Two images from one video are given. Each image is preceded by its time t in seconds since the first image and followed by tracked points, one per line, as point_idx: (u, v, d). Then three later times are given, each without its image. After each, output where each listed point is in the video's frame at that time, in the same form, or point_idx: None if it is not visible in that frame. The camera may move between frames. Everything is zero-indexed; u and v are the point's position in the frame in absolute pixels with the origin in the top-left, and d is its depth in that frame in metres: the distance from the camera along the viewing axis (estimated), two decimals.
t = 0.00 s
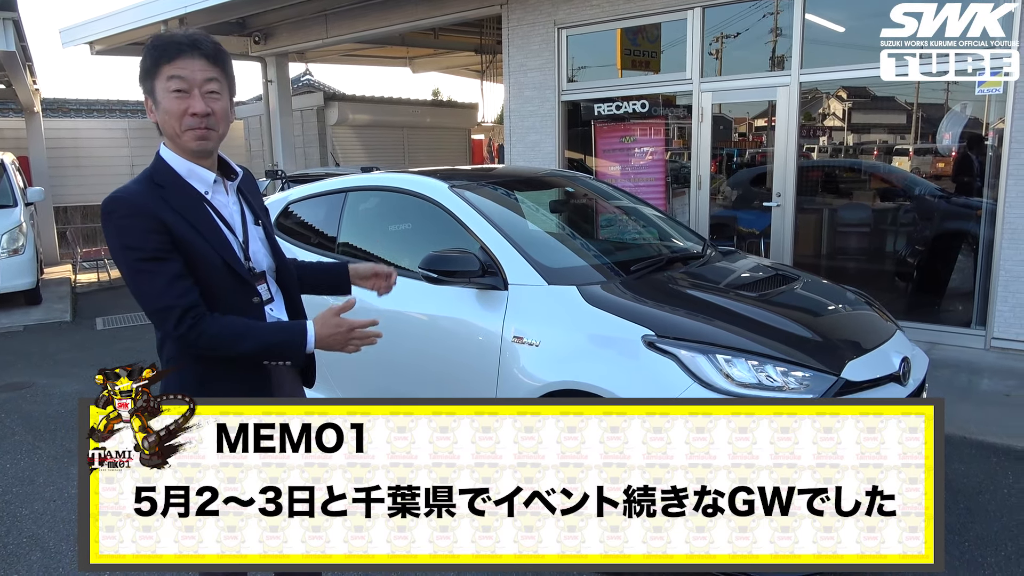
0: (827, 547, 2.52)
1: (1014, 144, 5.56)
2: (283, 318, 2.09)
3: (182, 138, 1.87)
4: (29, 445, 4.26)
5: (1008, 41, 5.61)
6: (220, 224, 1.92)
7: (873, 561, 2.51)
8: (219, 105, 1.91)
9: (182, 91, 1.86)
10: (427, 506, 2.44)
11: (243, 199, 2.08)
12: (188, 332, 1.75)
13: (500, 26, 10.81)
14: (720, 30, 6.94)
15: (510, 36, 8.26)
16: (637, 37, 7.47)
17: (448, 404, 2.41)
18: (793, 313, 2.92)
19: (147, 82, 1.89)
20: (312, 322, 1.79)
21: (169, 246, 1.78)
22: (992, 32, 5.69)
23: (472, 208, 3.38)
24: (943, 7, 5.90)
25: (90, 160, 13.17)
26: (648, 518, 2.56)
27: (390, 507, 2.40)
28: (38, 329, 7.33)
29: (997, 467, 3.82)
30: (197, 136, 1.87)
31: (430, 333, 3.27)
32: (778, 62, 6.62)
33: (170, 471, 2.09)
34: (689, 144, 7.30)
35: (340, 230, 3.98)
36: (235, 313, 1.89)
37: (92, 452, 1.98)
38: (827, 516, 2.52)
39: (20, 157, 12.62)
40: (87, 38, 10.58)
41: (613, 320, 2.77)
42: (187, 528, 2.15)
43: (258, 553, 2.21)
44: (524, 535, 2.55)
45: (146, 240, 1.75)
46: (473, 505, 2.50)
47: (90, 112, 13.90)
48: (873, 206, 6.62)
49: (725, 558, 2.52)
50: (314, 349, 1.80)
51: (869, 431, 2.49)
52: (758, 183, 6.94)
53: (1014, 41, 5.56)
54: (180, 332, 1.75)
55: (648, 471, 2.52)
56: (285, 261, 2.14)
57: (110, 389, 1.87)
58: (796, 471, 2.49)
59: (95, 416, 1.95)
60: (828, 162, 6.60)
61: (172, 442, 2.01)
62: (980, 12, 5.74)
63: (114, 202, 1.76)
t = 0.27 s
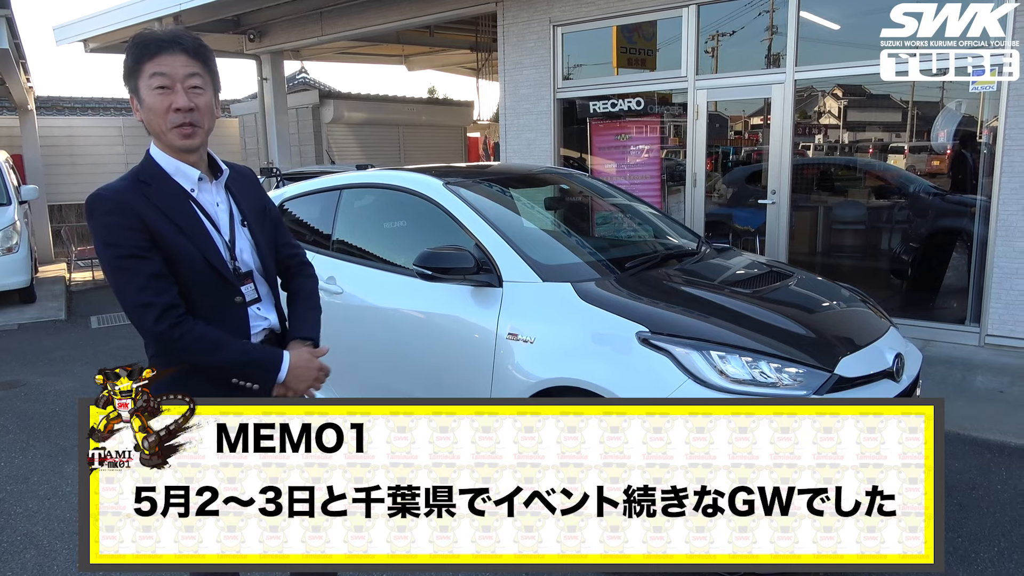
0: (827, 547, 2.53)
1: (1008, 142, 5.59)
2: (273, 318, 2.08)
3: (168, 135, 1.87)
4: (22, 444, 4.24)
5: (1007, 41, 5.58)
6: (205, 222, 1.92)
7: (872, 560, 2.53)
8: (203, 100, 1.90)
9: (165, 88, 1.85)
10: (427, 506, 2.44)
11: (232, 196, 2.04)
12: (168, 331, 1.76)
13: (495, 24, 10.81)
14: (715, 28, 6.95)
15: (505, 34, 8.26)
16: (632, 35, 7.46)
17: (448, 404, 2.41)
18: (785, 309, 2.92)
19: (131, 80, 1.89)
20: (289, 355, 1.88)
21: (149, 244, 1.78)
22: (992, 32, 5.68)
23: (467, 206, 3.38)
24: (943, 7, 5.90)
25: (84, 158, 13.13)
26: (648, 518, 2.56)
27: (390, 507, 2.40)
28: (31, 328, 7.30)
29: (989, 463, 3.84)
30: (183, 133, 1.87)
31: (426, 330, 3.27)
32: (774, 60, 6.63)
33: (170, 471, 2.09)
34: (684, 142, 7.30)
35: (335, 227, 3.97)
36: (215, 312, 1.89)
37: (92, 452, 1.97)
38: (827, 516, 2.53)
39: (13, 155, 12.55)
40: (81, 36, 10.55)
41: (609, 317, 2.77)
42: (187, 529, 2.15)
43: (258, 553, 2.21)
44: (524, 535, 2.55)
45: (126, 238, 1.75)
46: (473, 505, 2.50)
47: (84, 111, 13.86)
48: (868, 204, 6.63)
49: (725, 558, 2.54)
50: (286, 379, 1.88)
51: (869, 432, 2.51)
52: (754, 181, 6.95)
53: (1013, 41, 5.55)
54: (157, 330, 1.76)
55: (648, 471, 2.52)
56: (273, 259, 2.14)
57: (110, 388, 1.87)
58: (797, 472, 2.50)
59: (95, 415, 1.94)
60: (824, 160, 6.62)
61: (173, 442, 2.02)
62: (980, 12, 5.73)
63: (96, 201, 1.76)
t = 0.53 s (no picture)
0: (825, 546, 2.57)
1: (1007, 142, 5.60)
2: (268, 323, 2.09)
3: (177, 135, 1.90)
4: (21, 444, 4.24)
5: (1008, 41, 5.56)
6: (205, 221, 1.95)
7: (865, 558, 2.69)
8: (209, 98, 1.93)
9: (171, 87, 1.88)
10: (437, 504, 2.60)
11: (239, 196, 2.05)
12: (145, 336, 1.82)
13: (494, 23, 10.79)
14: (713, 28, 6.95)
15: (504, 33, 8.26)
16: (631, 34, 7.46)
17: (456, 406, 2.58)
18: (785, 310, 2.92)
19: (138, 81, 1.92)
20: (258, 386, 1.97)
21: (139, 246, 1.83)
22: (992, 32, 5.66)
23: (465, 205, 3.38)
24: (943, 7, 5.87)
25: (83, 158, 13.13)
26: (648, 518, 2.66)
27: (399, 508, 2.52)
28: (31, 328, 7.30)
29: (987, 462, 3.85)
30: (190, 132, 1.91)
31: (425, 330, 3.27)
32: (772, 60, 6.63)
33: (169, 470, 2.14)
34: (683, 142, 7.31)
35: (333, 226, 3.97)
36: (202, 317, 1.93)
37: (94, 451, 2.06)
38: (826, 516, 2.53)
39: (12, 155, 12.55)
40: (79, 36, 10.54)
41: (610, 318, 2.77)
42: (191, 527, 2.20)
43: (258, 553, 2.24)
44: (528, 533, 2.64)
45: (115, 240, 1.81)
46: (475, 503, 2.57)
47: (83, 110, 13.84)
48: (867, 204, 6.64)
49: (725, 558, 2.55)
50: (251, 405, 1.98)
51: (870, 432, 2.56)
52: (752, 181, 6.96)
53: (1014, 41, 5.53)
54: (137, 334, 1.81)
55: (648, 471, 2.58)
56: (280, 263, 2.14)
57: (109, 387, 1.90)
58: (796, 471, 2.47)
59: (96, 415, 1.99)
60: (822, 160, 6.63)
61: (172, 442, 1.99)
62: (980, 12, 5.70)
63: (96, 199, 1.82)
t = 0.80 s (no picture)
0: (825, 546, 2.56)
1: (1013, 139, 5.58)
2: (295, 325, 2.09)
3: (214, 132, 1.96)
4: (27, 445, 4.25)
5: (1008, 41, 5.61)
6: (235, 217, 1.99)
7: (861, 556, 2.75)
8: (247, 97, 1.99)
9: (210, 86, 1.95)
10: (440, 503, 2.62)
11: (271, 194, 2.07)
12: (171, 327, 1.85)
13: (498, 23, 10.79)
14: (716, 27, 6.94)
15: (507, 33, 8.25)
16: (635, 33, 7.45)
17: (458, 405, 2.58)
18: (791, 309, 2.92)
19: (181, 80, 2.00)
20: (278, 387, 1.94)
21: (170, 240, 1.88)
22: (992, 32, 5.70)
23: (469, 205, 3.38)
24: (943, 7, 5.92)
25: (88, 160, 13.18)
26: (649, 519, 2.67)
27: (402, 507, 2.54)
28: (37, 329, 7.32)
29: (994, 461, 3.83)
30: (227, 129, 1.96)
31: (430, 331, 3.26)
32: (777, 58, 6.61)
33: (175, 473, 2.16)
34: (687, 141, 7.29)
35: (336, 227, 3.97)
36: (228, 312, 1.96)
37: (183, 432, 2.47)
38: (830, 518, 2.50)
39: (18, 158, 12.60)
40: (84, 38, 10.58)
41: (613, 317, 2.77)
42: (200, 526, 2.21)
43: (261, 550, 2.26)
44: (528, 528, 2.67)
45: (147, 234, 1.86)
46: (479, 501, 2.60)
47: (88, 112, 13.88)
48: (872, 202, 6.61)
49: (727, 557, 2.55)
50: (270, 409, 1.94)
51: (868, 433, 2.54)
52: (757, 180, 6.94)
53: (1014, 41, 5.56)
54: (164, 325, 1.85)
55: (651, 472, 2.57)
56: (312, 265, 2.14)
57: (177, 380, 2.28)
58: (801, 469, 2.41)
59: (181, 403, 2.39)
60: (827, 158, 6.60)
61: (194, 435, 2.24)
62: (980, 12, 5.75)
63: (132, 192, 1.88)
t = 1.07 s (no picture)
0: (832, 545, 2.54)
1: (1018, 137, 5.56)
2: (326, 322, 2.09)
3: (263, 126, 1.99)
4: (33, 444, 4.27)
5: (1009, 41, 5.63)
6: (272, 211, 2.01)
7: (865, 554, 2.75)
8: (296, 94, 2.02)
9: (262, 82, 1.98)
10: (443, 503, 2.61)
11: (311, 191, 2.09)
12: (201, 312, 1.87)
13: (501, 22, 10.78)
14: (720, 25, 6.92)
15: (510, 32, 8.25)
16: (638, 32, 7.44)
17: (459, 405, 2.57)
18: (796, 307, 2.91)
19: (232, 75, 2.02)
20: (301, 378, 1.94)
21: (207, 227, 1.90)
22: (992, 32, 5.70)
23: (473, 204, 3.38)
24: (943, 7, 5.91)
25: (93, 160, 13.22)
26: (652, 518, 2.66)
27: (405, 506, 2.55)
28: (42, 329, 7.34)
29: (999, 460, 3.82)
30: (274, 124, 1.99)
31: (433, 331, 3.27)
32: (780, 56, 6.59)
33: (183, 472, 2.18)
34: (691, 139, 7.28)
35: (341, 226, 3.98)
36: (259, 301, 1.96)
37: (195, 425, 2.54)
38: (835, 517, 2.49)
39: (23, 158, 12.64)
40: (88, 38, 10.62)
41: (618, 315, 2.77)
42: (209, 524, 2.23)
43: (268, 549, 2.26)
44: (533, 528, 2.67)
45: (187, 219, 1.89)
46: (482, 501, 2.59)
47: (93, 112, 13.92)
48: (877, 200, 6.59)
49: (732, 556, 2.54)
50: (291, 401, 1.93)
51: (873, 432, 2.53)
52: (761, 178, 6.92)
53: (1015, 41, 5.58)
54: (195, 310, 1.87)
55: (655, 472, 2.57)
56: (348, 265, 2.14)
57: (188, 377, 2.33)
58: (807, 468, 2.40)
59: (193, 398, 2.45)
60: (831, 156, 6.59)
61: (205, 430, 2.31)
62: (980, 12, 5.73)
63: (176, 178, 1.91)
